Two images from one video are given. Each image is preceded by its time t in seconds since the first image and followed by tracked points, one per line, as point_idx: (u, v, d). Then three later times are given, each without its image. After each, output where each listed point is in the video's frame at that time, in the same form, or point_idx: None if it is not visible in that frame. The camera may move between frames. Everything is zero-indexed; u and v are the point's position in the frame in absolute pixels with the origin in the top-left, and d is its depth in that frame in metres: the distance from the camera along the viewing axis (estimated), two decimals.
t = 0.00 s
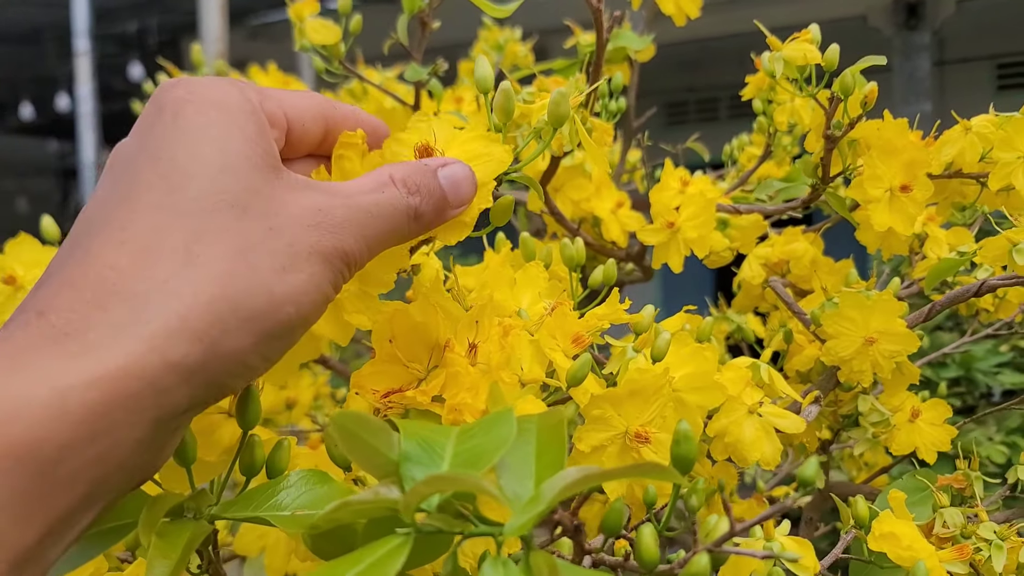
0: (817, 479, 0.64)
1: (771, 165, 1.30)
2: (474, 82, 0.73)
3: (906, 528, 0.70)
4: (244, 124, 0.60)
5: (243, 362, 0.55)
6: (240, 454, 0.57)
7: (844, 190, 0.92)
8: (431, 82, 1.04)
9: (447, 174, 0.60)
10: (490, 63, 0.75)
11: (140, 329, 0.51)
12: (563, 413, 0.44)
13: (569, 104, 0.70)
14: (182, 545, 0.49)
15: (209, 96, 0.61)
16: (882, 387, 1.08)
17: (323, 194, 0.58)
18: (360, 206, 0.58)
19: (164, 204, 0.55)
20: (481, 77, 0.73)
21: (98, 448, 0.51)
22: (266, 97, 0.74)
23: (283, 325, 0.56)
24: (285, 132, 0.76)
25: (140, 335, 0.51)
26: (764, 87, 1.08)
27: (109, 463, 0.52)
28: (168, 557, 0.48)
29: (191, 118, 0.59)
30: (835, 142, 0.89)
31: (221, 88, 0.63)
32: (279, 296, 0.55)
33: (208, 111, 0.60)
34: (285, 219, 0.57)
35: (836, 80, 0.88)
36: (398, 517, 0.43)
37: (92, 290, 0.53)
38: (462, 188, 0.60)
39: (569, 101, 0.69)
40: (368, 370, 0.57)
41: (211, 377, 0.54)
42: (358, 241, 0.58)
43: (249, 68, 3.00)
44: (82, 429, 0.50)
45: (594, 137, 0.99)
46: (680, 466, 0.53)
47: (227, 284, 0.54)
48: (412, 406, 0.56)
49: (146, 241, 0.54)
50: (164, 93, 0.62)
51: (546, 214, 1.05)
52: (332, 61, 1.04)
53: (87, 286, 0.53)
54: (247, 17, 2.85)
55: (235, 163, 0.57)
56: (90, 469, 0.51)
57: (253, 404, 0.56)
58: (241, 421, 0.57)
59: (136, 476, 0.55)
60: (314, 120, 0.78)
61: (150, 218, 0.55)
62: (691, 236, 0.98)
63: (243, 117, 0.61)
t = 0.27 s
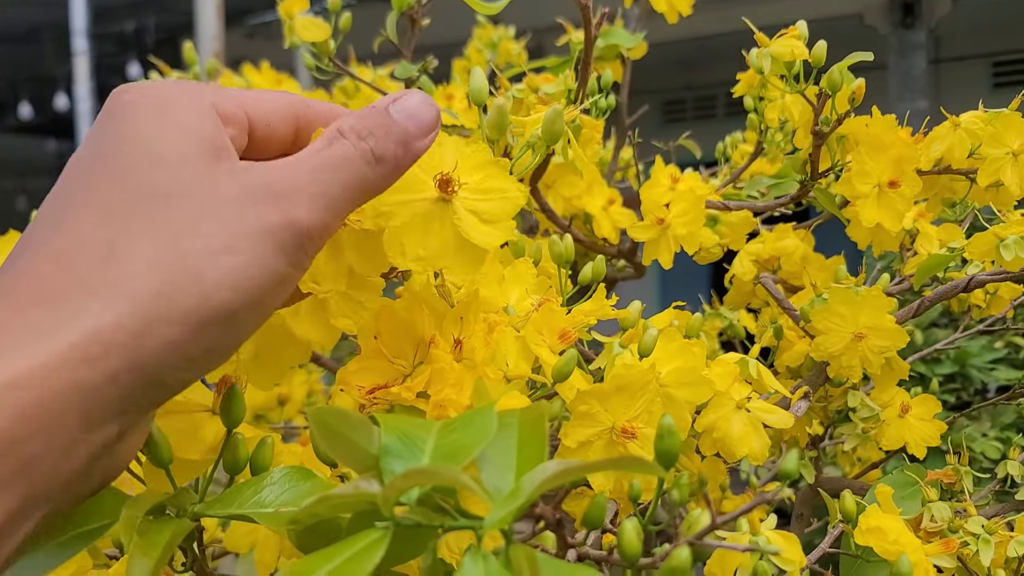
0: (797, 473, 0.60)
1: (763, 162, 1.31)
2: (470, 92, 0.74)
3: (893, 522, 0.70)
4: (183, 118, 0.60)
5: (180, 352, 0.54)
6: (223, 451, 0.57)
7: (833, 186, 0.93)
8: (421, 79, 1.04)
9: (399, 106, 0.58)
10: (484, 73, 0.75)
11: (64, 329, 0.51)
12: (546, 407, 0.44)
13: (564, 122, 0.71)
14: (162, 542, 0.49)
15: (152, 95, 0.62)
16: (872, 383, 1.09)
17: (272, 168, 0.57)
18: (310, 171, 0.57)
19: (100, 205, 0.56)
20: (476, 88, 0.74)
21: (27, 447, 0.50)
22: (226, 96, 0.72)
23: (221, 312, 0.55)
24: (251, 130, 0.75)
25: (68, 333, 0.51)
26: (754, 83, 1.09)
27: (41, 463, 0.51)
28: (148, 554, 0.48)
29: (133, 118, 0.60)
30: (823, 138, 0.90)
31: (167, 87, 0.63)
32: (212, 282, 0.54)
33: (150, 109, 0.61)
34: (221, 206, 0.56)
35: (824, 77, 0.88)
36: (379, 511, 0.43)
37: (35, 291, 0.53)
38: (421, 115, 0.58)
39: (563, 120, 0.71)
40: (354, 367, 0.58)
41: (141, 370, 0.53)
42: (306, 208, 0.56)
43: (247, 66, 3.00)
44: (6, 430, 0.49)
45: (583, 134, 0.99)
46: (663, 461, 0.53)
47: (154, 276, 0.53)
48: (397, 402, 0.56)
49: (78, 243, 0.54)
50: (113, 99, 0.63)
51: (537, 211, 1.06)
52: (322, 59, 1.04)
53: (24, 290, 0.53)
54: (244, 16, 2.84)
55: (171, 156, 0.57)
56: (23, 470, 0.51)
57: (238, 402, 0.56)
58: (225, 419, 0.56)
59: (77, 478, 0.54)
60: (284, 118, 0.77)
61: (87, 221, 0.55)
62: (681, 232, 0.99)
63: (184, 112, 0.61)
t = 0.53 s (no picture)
0: (792, 476, 0.60)
1: (760, 162, 1.31)
2: (467, 90, 0.74)
3: (888, 523, 0.70)
4: (240, 134, 0.60)
5: (232, 379, 0.55)
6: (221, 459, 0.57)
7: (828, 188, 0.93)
8: (418, 82, 1.04)
9: (438, 168, 0.57)
10: (479, 71, 0.76)
11: (124, 354, 0.51)
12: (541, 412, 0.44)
13: (562, 114, 0.71)
14: (160, 553, 0.51)
15: (206, 105, 0.61)
16: (869, 384, 1.09)
17: (319, 206, 0.58)
18: (357, 214, 0.57)
19: (159, 222, 0.55)
20: (472, 85, 0.74)
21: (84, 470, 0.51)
22: (269, 106, 0.71)
23: (274, 343, 0.56)
24: (292, 139, 0.74)
25: (129, 358, 0.51)
26: (750, 85, 1.09)
27: (95, 486, 0.52)
28: (145, 565, 0.50)
29: (189, 131, 0.59)
30: (819, 141, 0.90)
31: (221, 97, 0.62)
32: (269, 314, 0.55)
33: (206, 123, 0.60)
34: (277, 234, 0.56)
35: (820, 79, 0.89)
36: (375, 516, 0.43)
37: (87, 311, 0.52)
38: (453, 180, 0.58)
39: (560, 112, 0.71)
40: (352, 374, 0.58)
41: (199, 397, 0.54)
42: (355, 250, 0.57)
43: (246, 67, 3.00)
44: (69, 454, 0.50)
45: (580, 137, 1.00)
46: (658, 465, 0.53)
47: (215, 303, 0.54)
48: (394, 407, 0.56)
49: (138, 262, 0.54)
50: (164, 104, 0.62)
51: (535, 214, 1.06)
52: (319, 62, 1.05)
53: (80, 307, 0.52)
54: (241, 16, 2.84)
55: (230, 177, 0.57)
56: (76, 493, 0.51)
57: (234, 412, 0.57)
58: (222, 427, 0.58)
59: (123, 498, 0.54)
60: (323, 125, 0.76)
61: (146, 238, 0.55)
62: (678, 234, 0.99)
63: (240, 129, 0.60)
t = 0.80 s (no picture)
0: (785, 475, 0.60)
1: (756, 159, 1.31)
2: (452, 105, 0.73)
3: (884, 521, 0.70)
4: (228, 137, 0.60)
5: (227, 379, 0.55)
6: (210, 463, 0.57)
7: (823, 184, 0.92)
8: (412, 79, 1.03)
9: (406, 164, 0.60)
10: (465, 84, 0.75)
11: (123, 354, 0.51)
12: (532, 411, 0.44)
13: (546, 130, 0.71)
14: (146, 561, 0.51)
15: (193, 107, 0.61)
16: (866, 381, 1.09)
17: (304, 206, 0.58)
18: (342, 213, 0.57)
19: (150, 224, 0.55)
20: (458, 101, 0.73)
21: (86, 470, 0.51)
22: (255, 109, 0.71)
23: (268, 342, 0.56)
24: (277, 141, 0.74)
25: (129, 359, 0.51)
26: (746, 82, 1.09)
27: (95, 487, 0.51)
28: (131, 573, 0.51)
29: (178, 134, 0.58)
30: (814, 137, 0.90)
31: (206, 99, 0.62)
32: (263, 313, 0.55)
33: (195, 125, 0.59)
34: (269, 234, 0.57)
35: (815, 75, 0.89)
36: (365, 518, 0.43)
37: (83, 313, 0.52)
38: (420, 176, 0.60)
39: (545, 130, 0.71)
40: (345, 374, 0.58)
41: (197, 397, 0.54)
42: (344, 250, 0.57)
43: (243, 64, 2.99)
44: (69, 455, 0.49)
45: (575, 134, 0.99)
46: (652, 463, 0.52)
47: (213, 303, 0.54)
48: (386, 408, 0.56)
49: (132, 264, 0.53)
50: (150, 106, 0.61)
51: (530, 211, 1.05)
52: (313, 59, 1.04)
53: (79, 306, 0.52)
54: (238, 14, 2.83)
55: (220, 179, 0.57)
56: (79, 492, 0.51)
57: (224, 418, 0.57)
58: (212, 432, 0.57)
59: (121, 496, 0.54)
60: (307, 127, 0.76)
61: (139, 241, 0.54)
62: (674, 232, 0.99)
63: (228, 132, 0.60)
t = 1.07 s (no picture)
0: (778, 471, 0.60)
1: (752, 157, 1.31)
2: (443, 94, 0.74)
3: (879, 518, 0.70)
4: (217, 147, 0.60)
5: (202, 396, 0.54)
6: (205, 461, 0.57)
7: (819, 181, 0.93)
8: (408, 77, 1.04)
9: (409, 163, 0.58)
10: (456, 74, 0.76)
11: (90, 372, 0.51)
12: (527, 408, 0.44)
13: (537, 117, 0.72)
14: (143, 556, 0.51)
15: (182, 116, 0.61)
16: (862, 378, 1.09)
17: (296, 215, 0.58)
18: (334, 221, 0.56)
19: (132, 235, 0.55)
20: (450, 89, 0.74)
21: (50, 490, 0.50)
22: (250, 115, 0.71)
23: (246, 358, 0.56)
24: (271, 149, 0.74)
25: (95, 376, 0.51)
26: (742, 79, 1.09)
27: (61, 507, 0.51)
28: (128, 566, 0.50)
29: (166, 143, 0.58)
30: (809, 134, 0.90)
31: (196, 106, 0.62)
32: (240, 329, 0.55)
33: (183, 134, 0.59)
34: (252, 245, 0.56)
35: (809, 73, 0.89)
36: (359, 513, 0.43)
37: (53, 328, 0.53)
38: (426, 175, 0.58)
39: (536, 116, 0.71)
40: (340, 370, 0.58)
41: (168, 414, 0.53)
42: (333, 258, 0.57)
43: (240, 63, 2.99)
44: (37, 472, 0.50)
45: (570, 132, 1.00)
46: (646, 459, 0.53)
47: (184, 319, 0.53)
48: (381, 404, 0.56)
49: (108, 278, 0.54)
50: (139, 114, 0.61)
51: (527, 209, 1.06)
52: (308, 58, 1.04)
53: (50, 324, 0.53)
54: (235, 13, 2.83)
55: (206, 189, 0.57)
56: (45, 511, 0.51)
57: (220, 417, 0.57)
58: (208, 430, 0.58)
59: (95, 513, 0.54)
60: (301, 135, 0.77)
61: (121, 252, 0.55)
62: (669, 229, 0.99)
63: (217, 141, 0.60)
